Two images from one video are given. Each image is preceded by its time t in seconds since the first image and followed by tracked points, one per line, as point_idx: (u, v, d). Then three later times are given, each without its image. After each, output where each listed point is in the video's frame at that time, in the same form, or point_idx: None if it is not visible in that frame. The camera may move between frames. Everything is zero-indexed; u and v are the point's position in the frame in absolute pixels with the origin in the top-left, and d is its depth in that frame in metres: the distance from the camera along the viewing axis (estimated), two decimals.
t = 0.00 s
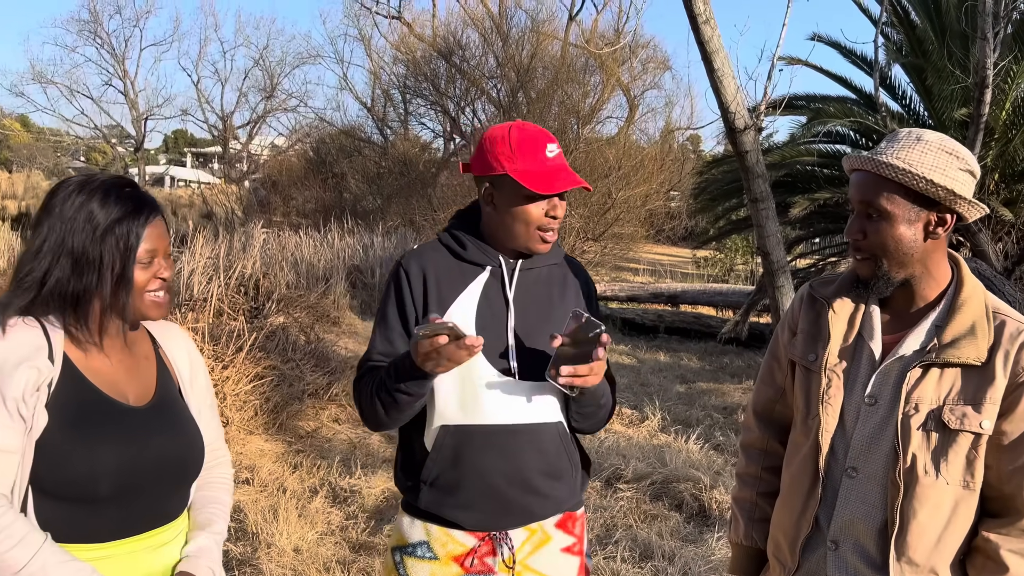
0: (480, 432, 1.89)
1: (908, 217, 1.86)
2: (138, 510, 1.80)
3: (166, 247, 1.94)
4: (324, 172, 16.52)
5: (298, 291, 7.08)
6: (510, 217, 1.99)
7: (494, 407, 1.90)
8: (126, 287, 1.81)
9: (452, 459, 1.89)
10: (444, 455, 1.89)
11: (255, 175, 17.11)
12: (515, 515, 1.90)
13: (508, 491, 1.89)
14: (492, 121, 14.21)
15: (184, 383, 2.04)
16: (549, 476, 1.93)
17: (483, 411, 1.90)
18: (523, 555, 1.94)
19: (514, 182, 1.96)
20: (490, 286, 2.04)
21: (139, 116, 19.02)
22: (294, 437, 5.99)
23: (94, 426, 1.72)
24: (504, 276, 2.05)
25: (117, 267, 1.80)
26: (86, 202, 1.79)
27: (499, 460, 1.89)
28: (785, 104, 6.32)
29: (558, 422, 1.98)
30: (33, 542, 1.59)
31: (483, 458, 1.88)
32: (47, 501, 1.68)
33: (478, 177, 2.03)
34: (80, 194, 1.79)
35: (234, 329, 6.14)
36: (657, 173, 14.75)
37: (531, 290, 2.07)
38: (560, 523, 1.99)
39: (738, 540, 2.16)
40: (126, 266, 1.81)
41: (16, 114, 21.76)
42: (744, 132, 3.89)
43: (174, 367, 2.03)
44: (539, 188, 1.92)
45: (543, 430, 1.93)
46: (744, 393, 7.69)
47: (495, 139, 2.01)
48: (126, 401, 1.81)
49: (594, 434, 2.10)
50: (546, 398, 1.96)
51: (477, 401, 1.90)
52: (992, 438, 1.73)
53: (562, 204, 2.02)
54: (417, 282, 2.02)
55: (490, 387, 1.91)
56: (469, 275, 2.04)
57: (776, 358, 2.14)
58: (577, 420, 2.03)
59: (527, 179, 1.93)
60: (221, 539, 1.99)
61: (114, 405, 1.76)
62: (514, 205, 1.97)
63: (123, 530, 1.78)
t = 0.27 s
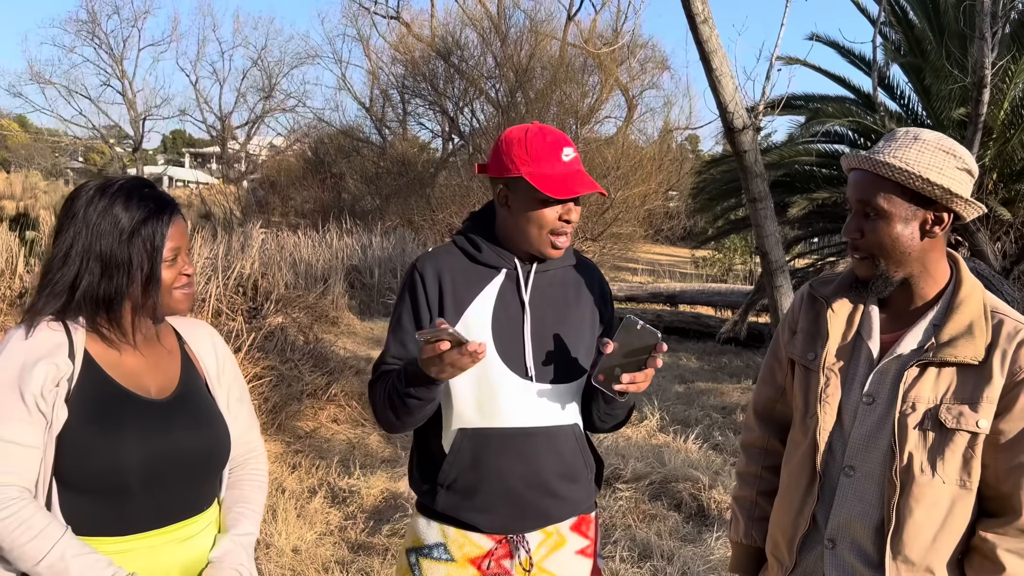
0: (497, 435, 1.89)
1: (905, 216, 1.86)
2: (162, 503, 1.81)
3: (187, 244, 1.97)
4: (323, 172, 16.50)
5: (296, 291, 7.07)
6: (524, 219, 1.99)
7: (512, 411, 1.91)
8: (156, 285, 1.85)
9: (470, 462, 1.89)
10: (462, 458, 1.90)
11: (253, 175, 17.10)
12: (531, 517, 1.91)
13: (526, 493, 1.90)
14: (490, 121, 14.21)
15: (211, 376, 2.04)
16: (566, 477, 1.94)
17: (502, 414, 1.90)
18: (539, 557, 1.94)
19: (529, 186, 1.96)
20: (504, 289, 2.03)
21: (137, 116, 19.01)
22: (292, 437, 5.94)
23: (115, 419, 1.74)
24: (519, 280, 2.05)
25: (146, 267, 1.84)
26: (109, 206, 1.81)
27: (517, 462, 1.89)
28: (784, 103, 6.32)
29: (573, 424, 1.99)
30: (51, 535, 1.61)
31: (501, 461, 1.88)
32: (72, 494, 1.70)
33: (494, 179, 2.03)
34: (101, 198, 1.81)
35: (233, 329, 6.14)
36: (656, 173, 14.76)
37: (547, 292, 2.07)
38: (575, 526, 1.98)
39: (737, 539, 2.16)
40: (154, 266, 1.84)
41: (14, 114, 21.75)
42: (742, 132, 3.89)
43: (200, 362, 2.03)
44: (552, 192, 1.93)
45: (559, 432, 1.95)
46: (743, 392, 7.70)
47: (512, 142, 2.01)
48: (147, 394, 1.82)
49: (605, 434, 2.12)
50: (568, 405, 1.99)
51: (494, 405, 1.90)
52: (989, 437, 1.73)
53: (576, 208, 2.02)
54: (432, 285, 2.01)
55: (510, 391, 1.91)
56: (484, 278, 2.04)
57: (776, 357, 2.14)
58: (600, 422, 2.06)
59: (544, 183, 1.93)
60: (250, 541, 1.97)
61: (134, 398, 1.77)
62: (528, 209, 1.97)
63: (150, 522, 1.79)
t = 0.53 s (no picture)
0: (491, 432, 1.89)
1: (901, 213, 1.86)
2: (163, 504, 1.80)
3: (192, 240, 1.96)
4: (320, 170, 16.48)
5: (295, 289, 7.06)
6: (513, 217, 1.99)
7: (507, 408, 1.91)
8: (159, 280, 1.84)
9: (463, 460, 1.89)
10: (455, 455, 1.90)
11: (251, 174, 17.09)
12: (525, 515, 1.91)
13: (520, 491, 1.90)
14: (488, 119, 14.21)
15: (219, 376, 2.01)
16: (560, 476, 1.94)
17: (498, 412, 1.90)
18: (531, 556, 1.94)
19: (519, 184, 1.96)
20: (500, 286, 2.05)
21: (135, 114, 18.99)
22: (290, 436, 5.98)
23: (115, 419, 1.74)
24: (515, 278, 2.06)
25: (149, 263, 1.83)
26: (112, 203, 1.81)
27: (511, 460, 1.89)
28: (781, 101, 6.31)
29: (569, 423, 1.99)
30: (47, 532, 1.62)
31: (495, 459, 1.88)
32: (74, 494, 1.71)
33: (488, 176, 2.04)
34: (104, 195, 1.81)
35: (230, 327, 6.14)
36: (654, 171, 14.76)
37: (542, 289, 2.08)
38: (569, 524, 1.99)
39: (735, 537, 2.16)
40: (158, 260, 1.84)
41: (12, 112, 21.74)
42: (740, 129, 3.90)
43: (209, 360, 2.00)
44: (537, 191, 1.92)
45: (554, 430, 1.94)
46: (741, 390, 7.71)
47: (506, 140, 2.02)
48: (147, 394, 1.82)
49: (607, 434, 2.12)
50: (559, 400, 1.96)
51: (490, 403, 1.91)
52: (984, 434, 1.74)
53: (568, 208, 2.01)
54: (429, 281, 2.02)
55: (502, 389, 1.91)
56: (480, 276, 2.05)
57: (773, 356, 2.15)
58: (584, 419, 2.02)
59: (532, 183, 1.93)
60: (252, 543, 1.94)
61: (133, 398, 1.77)
62: (517, 208, 1.98)
63: (151, 522, 1.79)
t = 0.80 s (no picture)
0: (464, 424, 1.89)
1: (916, 224, 1.85)
2: (144, 503, 1.82)
3: (182, 237, 1.96)
4: (318, 167, 16.44)
5: (293, 286, 7.05)
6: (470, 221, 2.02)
7: (479, 399, 1.90)
8: (145, 277, 1.84)
9: (436, 452, 1.89)
10: (429, 448, 1.90)
11: (249, 171, 17.06)
12: (499, 511, 1.91)
13: (493, 485, 1.90)
14: (486, 116, 14.19)
15: (208, 376, 2.00)
16: (534, 471, 1.94)
17: (470, 404, 1.90)
18: (506, 553, 1.94)
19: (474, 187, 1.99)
20: (480, 279, 2.05)
21: (132, 112, 18.95)
22: (289, 433, 5.99)
23: (96, 418, 1.76)
24: (496, 274, 2.05)
25: (135, 260, 1.83)
26: (100, 198, 1.82)
27: (483, 453, 1.89)
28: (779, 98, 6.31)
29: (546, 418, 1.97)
30: (25, 533, 1.66)
31: (466, 451, 1.88)
32: (56, 491, 1.74)
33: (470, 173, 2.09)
34: (92, 190, 1.82)
35: (228, 325, 6.14)
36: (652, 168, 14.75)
37: (520, 286, 2.07)
38: (544, 521, 1.98)
39: (732, 534, 2.17)
40: (144, 257, 1.83)
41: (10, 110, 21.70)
42: (738, 126, 3.90)
43: (198, 360, 1.99)
44: (472, 195, 1.94)
45: (530, 425, 1.93)
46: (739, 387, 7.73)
47: (484, 142, 2.06)
48: (129, 393, 1.82)
49: (590, 434, 2.08)
50: (530, 390, 1.94)
51: (462, 394, 1.90)
52: (977, 429, 1.74)
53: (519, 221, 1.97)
54: (410, 271, 2.03)
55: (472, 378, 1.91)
56: (460, 269, 2.05)
57: (768, 353, 2.15)
58: (557, 414, 1.98)
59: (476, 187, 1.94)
60: (231, 549, 1.93)
61: (114, 397, 1.79)
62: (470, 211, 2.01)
63: (131, 521, 1.80)
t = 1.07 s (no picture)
0: (435, 420, 1.90)
1: (942, 248, 1.81)
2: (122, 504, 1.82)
3: (160, 233, 1.96)
4: (318, 163, 16.42)
5: (292, 283, 7.07)
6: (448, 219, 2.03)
7: (450, 394, 1.90)
8: (123, 274, 1.85)
9: (407, 448, 1.90)
10: (400, 443, 1.91)
11: (247, 167, 17.02)
12: (471, 508, 1.92)
13: (465, 482, 1.90)
14: (485, 112, 14.18)
15: (187, 375, 2.01)
16: (507, 468, 1.94)
17: (441, 399, 1.90)
18: (480, 550, 1.95)
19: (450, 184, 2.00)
20: (456, 276, 2.06)
21: (131, 108, 18.91)
22: (288, 430, 5.99)
23: (76, 417, 1.76)
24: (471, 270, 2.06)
25: (113, 258, 1.83)
26: (78, 193, 1.82)
27: (455, 449, 1.89)
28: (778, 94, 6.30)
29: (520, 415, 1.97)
30: (8, 534, 1.67)
31: (437, 447, 1.89)
32: (33, 492, 1.73)
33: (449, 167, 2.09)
34: (70, 186, 1.82)
35: (228, 322, 6.12)
36: (651, 164, 14.75)
37: (498, 282, 2.07)
38: (519, 518, 1.99)
39: (728, 530, 2.18)
40: (121, 254, 1.84)
41: (7, 106, 21.62)
42: (737, 122, 3.90)
43: (178, 360, 2.00)
44: (446, 193, 1.94)
45: (504, 422, 1.92)
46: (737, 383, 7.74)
47: (463, 136, 2.06)
48: (112, 392, 1.83)
49: (568, 431, 2.06)
50: (501, 384, 1.93)
51: (434, 390, 1.90)
52: (978, 429, 1.75)
53: (493, 222, 1.97)
54: (386, 265, 2.04)
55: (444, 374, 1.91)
56: (436, 265, 2.06)
57: (765, 347, 2.15)
58: (531, 411, 1.97)
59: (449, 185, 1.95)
60: (213, 555, 1.96)
61: (95, 396, 1.79)
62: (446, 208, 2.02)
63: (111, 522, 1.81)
